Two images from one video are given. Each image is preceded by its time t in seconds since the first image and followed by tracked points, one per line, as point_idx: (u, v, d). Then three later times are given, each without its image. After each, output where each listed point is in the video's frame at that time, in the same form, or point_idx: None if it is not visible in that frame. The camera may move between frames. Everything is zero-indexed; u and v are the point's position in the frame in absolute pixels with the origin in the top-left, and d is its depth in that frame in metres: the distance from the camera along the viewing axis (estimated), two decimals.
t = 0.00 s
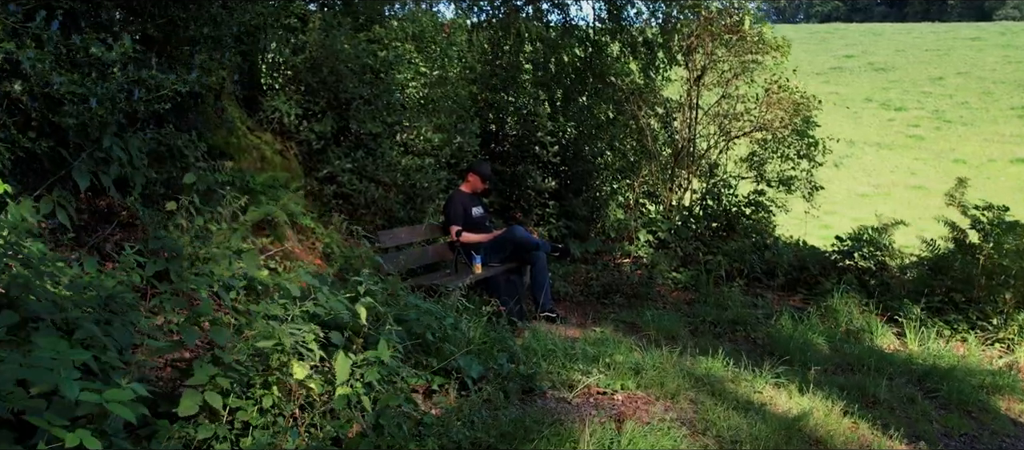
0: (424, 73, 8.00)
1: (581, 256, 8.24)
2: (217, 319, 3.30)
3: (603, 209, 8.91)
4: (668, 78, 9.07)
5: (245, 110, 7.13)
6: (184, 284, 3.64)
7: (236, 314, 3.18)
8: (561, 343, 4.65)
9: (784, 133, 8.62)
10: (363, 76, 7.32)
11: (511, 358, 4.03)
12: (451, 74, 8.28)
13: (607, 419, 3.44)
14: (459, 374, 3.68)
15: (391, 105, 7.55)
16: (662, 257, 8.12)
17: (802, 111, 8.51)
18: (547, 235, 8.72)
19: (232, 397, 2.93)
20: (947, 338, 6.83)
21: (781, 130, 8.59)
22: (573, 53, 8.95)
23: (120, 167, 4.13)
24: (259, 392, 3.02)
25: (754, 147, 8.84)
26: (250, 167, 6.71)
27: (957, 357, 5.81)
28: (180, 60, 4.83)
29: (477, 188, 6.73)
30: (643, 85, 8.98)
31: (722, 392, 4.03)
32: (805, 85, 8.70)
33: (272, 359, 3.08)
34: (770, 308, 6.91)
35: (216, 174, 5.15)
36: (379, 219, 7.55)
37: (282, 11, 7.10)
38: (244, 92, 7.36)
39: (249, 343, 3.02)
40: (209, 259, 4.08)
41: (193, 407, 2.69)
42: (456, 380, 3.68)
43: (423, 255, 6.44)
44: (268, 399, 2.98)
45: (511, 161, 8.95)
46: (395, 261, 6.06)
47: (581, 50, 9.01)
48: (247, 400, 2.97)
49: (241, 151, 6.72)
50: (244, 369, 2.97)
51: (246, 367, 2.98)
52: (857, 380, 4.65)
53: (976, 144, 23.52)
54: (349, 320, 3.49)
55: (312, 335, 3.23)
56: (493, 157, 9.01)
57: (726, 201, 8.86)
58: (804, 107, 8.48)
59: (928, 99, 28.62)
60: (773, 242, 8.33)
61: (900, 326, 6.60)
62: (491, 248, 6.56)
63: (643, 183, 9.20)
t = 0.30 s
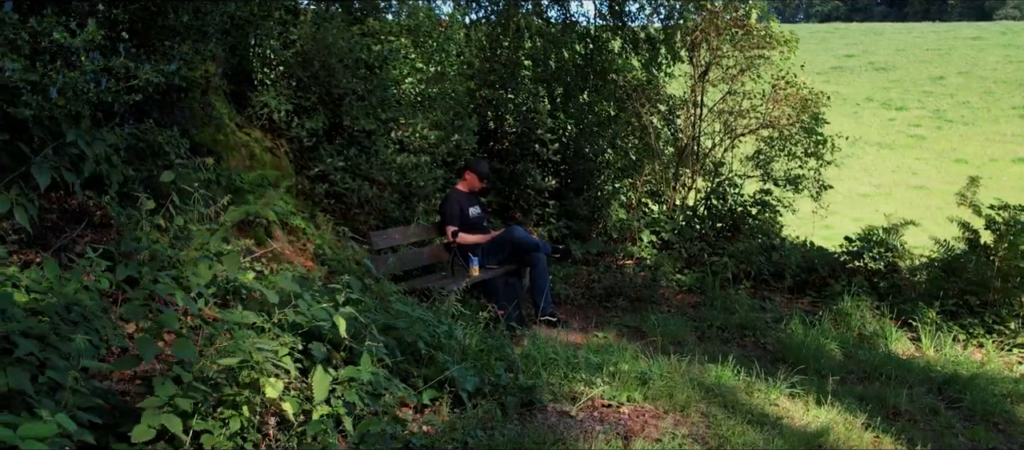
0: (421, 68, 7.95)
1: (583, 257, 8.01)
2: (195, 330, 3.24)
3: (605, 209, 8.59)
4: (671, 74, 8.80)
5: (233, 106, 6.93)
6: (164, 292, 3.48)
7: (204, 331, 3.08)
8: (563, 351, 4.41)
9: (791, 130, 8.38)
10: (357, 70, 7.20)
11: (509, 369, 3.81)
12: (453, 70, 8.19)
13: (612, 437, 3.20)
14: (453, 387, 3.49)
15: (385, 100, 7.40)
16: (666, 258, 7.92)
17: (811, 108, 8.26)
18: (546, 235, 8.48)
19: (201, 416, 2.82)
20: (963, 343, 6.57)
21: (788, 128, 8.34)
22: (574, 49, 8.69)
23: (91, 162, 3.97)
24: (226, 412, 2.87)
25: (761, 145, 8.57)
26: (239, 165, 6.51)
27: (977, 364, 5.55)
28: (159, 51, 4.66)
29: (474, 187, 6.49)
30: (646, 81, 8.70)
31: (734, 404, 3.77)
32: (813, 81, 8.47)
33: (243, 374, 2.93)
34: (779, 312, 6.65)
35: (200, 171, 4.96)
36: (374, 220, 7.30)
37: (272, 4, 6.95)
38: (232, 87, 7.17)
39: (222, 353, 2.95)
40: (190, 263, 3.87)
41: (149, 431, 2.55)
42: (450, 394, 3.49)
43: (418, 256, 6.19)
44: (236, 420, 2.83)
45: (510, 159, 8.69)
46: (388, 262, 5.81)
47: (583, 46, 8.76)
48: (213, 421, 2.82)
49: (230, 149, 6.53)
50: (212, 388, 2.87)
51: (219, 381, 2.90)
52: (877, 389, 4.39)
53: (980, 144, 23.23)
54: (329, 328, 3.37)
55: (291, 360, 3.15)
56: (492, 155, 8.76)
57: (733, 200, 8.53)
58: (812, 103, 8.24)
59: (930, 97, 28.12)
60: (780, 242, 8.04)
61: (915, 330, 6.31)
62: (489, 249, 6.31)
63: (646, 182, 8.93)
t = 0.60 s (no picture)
0: (415, 64, 7.69)
1: (583, 260, 7.74)
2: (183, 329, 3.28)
3: (605, 209, 8.31)
4: (673, 71, 8.53)
5: (218, 102, 6.74)
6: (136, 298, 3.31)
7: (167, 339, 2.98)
8: (564, 361, 4.17)
9: (797, 129, 8.14)
10: (348, 66, 7.05)
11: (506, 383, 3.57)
12: (448, 69, 7.93)
13: None
14: (445, 406, 3.25)
15: (378, 96, 7.22)
16: (668, 261, 7.66)
17: (817, 105, 8.01)
18: (545, 236, 8.21)
19: (156, 446, 2.70)
20: (979, 348, 6.32)
21: (794, 125, 8.10)
22: (572, 47, 8.39)
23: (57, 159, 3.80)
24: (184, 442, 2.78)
25: (766, 144, 8.31)
26: (225, 165, 6.30)
27: (996, 371, 5.30)
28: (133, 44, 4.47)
29: (469, 187, 6.27)
30: (648, 78, 8.42)
31: (747, 419, 3.53)
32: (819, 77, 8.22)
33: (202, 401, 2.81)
34: (787, 316, 6.40)
35: (180, 170, 4.77)
36: (366, 220, 7.12)
37: None
38: (217, 84, 6.97)
39: (179, 375, 2.81)
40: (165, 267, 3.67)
41: None
42: (443, 413, 3.26)
43: (411, 258, 5.95)
44: None
45: (506, 158, 8.45)
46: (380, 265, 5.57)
47: (581, 43, 8.45)
48: None
49: (216, 148, 6.32)
50: (172, 412, 2.76)
51: (179, 402, 2.78)
52: (897, 400, 4.15)
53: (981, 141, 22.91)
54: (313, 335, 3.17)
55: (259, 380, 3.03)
56: (487, 154, 8.55)
57: (738, 200, 8.24)
58: (819, 99, 7.99)
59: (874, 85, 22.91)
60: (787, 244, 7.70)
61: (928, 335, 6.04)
62: (485, 251, 6.07)
63: (648, 180, 8.68)
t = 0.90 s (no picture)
0: (406, 60, 7.49)
1: (581, 263, 7.48)
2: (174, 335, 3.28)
3: (603, 210, 8.07)
4: (673, 68, 8.30)
5: (200, 100, 6.55)
6: (104, 307, 3.13)
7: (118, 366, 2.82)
8: (562, 374, 3.93)
9: (802, 128, 7.89)
10: (337, 61, 6.83)
11: (501, 401, 3.34)
12: (441, 64, 7.76)
13: None
14: (433, 427, 3.01)
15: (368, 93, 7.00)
16: (669, 264, 7.36)
17: (823, 103, 7.77)
18: (541, 239, 7.94)
19: None
20: (994, 355, 6.08)
21: (798, 124, 7.86)
22: (569, 45, 8.13)
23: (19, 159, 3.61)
24: None
25: (769, 143, 8.08)
26: (208, 165, 6.10)
27: (1016, 381, 5.05)
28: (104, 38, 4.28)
29: (462, 187, 6.06)
30: (647, 75, 8.20)
31: (760, 438, 3.30)
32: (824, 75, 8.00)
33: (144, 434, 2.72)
34: (794, 322, 6.15)
35: (154, 170, 4.56)
36: (355, 223, 6.95)
37: None
38: (200, 80, 6.79)
39: (120, 409, 2.63)
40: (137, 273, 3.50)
41: None
42: (430, 434, 3.03)
43: (402, 263, 5.73)
44: None
45: (501, 158, 8.18)
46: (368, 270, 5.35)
47: (579, 40, 8.17)
48: None
49: (198, 147, 6.12)
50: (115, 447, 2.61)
51: (123, 437, 2.63)
52: (916, 414, 3.91)
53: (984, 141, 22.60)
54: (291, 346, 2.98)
55: (214, 408, 2.91)
56: (481, 153, 8.25)
57: (740, 201, 7.95)
58: (825, 97, 7.76)
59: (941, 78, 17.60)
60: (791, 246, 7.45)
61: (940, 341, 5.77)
62: (479, 255, 5.81)
63: (648, 181, 8.41)
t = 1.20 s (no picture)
0: (394, 56, 7.20)
1: (575, 267, 7.23)
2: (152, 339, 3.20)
3: (598, 212, 7.79)
4: (670, 65, 8.04)
5: (177, 96, 6.32)
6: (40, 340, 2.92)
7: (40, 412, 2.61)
8: (555, 389, 3.68)
9: (803, 126, 7.68)
10: (321, 57, 6.64)
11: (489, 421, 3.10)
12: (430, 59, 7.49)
13: None
14: None
15: (354, 90, 6.78)
16: (668, 266, 7.23)
17: (824, 101, 7.55)
18: (533, 241, 7.71)
19: None
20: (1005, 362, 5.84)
21: (798, 123, 7.64)
22: (562, 41, 7.89)
23: None
24: None
25: (768, 142, 7.84)
26: (184, 165, 5.89)
27: None
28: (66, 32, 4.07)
29: (451, 188, 5.86)
30: (642, 72, 7.95)
31: None
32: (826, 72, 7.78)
33: None
34: (797, 327, 5.91)
35: (120, 170, 4.35)
36: (339, 225, 6.72)
37: None
38: (178, 75, 6.54)
39: None
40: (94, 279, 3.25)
41: None
42: None
43: (388, 268, 5.51)
44: None
45: (493, 157, 7.86)
46: (353, 275, 5.14)
47: (573, 36, 7.92)
48: None
49: (175, 146, 5.90)
50: None
51: None
52: (932, 431, 3.67)
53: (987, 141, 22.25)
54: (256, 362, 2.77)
55: None
56: (472, 153, 7.93)
57: (739, 202, 7.78)
58: (826, 95, 7.54)
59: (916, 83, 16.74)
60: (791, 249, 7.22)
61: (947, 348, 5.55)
62: (469, 260, 5.57)
63: (644, 180, 8.17)
